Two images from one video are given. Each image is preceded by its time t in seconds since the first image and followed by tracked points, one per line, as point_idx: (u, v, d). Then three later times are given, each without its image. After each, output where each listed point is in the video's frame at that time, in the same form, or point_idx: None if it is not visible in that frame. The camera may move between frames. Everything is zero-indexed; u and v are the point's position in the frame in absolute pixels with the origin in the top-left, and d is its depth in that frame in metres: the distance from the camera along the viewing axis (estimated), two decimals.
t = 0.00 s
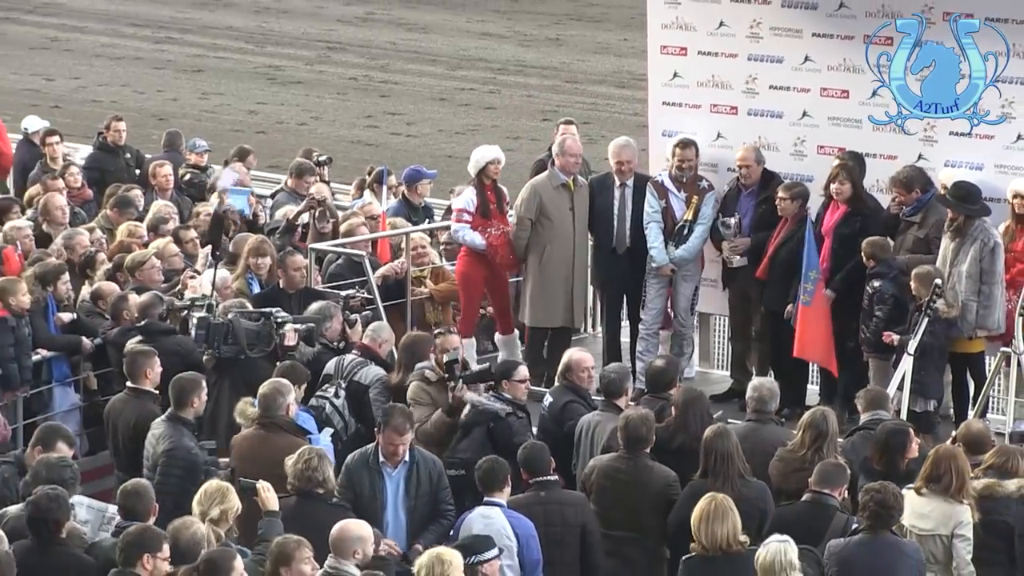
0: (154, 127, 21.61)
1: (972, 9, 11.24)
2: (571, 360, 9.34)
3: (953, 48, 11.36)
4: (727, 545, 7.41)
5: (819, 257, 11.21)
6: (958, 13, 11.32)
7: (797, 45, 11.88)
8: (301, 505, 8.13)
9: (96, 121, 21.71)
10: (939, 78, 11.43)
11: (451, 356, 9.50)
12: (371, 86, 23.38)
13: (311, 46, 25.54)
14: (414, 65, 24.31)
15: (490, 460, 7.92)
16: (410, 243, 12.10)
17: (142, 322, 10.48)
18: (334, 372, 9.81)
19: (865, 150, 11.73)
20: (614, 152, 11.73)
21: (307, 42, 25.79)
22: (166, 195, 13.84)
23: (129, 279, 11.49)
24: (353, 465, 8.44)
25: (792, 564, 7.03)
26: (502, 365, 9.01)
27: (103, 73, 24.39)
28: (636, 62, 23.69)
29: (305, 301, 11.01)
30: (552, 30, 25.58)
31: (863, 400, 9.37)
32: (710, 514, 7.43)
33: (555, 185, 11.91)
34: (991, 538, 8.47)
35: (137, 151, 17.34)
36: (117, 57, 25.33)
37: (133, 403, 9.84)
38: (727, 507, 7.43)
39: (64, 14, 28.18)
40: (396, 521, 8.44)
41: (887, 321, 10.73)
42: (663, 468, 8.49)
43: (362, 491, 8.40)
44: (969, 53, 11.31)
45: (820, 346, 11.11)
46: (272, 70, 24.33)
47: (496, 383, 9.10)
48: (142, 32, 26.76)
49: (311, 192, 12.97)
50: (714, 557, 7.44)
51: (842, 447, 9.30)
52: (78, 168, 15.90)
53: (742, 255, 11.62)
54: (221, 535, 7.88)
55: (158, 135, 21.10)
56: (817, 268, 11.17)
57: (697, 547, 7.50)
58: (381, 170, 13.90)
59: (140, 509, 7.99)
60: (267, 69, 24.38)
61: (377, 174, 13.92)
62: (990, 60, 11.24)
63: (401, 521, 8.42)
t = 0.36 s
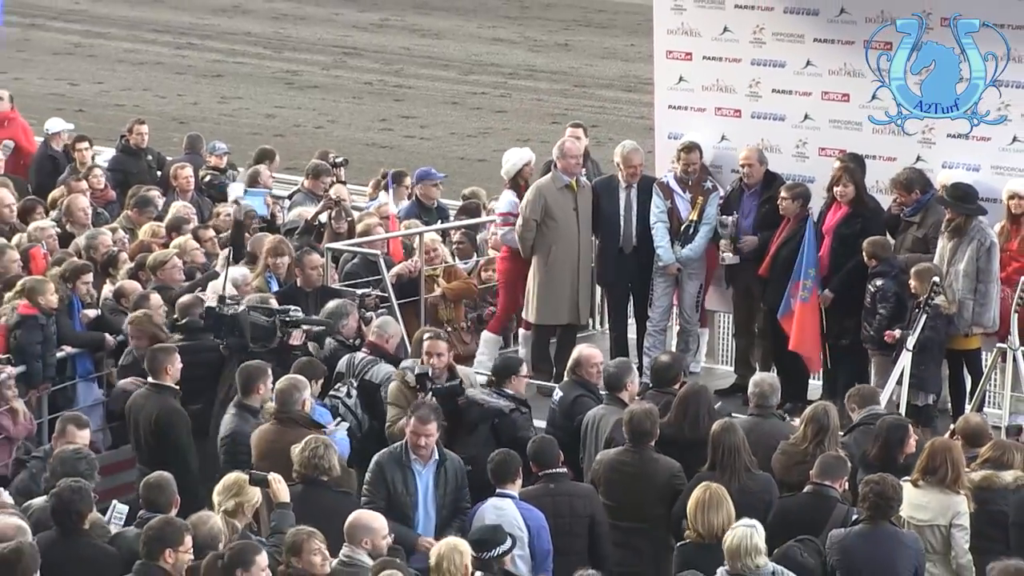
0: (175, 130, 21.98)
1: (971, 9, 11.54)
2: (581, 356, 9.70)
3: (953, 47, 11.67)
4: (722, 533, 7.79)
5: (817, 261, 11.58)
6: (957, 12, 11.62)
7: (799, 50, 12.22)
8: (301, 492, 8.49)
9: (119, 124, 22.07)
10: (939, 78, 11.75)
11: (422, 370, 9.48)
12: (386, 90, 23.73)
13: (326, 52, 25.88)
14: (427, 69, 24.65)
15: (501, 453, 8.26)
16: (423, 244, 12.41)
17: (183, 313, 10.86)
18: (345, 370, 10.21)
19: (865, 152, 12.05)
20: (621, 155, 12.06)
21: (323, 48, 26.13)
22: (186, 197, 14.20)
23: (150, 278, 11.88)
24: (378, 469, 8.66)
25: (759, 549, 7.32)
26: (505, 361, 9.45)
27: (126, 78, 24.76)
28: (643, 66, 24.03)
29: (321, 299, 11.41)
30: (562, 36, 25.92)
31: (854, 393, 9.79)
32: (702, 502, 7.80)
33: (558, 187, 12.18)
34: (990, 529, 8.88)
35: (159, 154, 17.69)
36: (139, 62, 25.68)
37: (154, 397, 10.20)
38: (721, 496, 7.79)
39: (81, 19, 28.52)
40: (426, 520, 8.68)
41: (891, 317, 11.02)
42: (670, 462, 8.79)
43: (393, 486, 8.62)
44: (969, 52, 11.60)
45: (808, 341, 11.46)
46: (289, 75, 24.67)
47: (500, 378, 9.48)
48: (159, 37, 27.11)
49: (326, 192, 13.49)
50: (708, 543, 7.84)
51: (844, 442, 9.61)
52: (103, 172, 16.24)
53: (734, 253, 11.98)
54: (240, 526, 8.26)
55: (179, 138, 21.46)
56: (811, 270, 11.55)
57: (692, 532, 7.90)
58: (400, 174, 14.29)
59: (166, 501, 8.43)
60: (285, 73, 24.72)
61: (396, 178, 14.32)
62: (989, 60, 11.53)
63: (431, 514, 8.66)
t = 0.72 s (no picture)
0: (193, 133, 22.32)
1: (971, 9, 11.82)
2: (591, 352, 9.97)
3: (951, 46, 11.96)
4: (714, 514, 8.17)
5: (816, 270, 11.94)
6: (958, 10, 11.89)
7: (799, 55, 12.57)
8: (309, 485, 8.80)
9: (138, 127, 22.42)
10: (939, 77, 12.07)
11: (422, 374, 9.92)
12: (397, 94, 24.08)
13: (340, 57, 26.23)
14: (438, 74, 25.00)
15: (509, 447, 8.58)
16: (434, 243, 12.73)
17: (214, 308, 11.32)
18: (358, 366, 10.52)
19: (862, 153, 12.40)
20: (623, 159, 12.36)
21: (337, 53, 26.48)
22: (204, 199, 14.55)
23: (169, 276, 12.23)
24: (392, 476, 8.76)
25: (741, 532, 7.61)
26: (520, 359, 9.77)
27: (145, 83, 25.12)
28: (648, 71, 24.39)
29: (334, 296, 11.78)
30: (569, 41, 26.28)
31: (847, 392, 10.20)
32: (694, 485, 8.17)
33: (563, 188, 12.56)
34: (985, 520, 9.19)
35: (178, 156, 18.02)
36: (158, 68, 26.02)
37: (173, 393, 10.53)
38: (711, 480, 8.15)
39: (99, 25, 28.87)
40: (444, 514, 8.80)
41: (889, 316, 11.38)
42: (673, 455, 9.11)
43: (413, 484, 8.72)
44: (969, 53, 11.89)
45: (802, 346, 11.94)
46: (304, 79, 25.02)
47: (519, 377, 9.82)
48: (176, 43, 27.46)
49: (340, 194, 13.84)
50: (700, 525, 8.19)
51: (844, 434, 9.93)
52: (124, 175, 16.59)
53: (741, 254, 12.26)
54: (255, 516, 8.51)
55: (197, 141, 21.81)
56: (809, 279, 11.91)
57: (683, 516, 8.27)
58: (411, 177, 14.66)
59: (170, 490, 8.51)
60: (299, 78, 25.07)
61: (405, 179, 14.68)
62: (989, 60, 11.83)
63: (449, 508, 8.80)
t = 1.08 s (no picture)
0: (210, 136, 22.70)
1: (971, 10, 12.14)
2: (600, 349, 10.28)
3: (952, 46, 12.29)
4: (685, 501, 8.46)
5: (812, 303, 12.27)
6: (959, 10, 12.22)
7: (799, 59, 12.91)
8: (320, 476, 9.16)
9: (157, 131, 22.80)
10: (939, 77, 12.39)
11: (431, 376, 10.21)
12: (409, 98, 24.44)
13: (353, 62, 26.60)
14: (448, 78, 25.35)
15: (517, 440, 8.89)
16: (446, 242, 13.06)
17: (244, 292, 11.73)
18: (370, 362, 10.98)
19: (861, 154, 12.75)
20: (629, 158, 12.70)
21: (350, 58, 26.84)
22: (221, 200, 14.90)
23: (189, 275, 12.61)
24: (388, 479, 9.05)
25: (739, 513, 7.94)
26: (532, 357, 10.06)
27: (164, 88, 25.50)
28: (653, 75, 24.76)
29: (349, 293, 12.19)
30: (575, 46, 26.63)
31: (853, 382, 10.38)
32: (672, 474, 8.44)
33: (569, 191, 12.84)
34: (976, 510, 9.35)
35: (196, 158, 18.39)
36: (177, 72, 26.39)
37: (190, 388, 10.90)
38: (686, 468, 8.42)
39: (119, 32, 29.22)
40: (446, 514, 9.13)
41: (885, 313, 11.72)
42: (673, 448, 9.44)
43: (409, 487, 9.03)
44: (969, 52, 12.23)
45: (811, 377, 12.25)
46: (318, 83, 25.37)
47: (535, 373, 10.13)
48: (194, 49, 27.81)
49: (353, 195, 14.22)
50: (673, 513, 8.51)
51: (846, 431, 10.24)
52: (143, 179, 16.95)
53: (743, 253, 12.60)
54: (270, 505, 8.76)
55: (214, 143, 22.18)
56: (807, 312, 12.23)
57: (658, 502, 8.56)
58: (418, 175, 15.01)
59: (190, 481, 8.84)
60: (314, 82, 25.43)
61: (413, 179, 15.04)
62: (989, 60, 12.16)
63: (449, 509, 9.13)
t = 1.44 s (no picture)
0: (229, 138, 23.07)
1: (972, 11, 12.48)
2: (610, 346, 10.65)
3: (953, 46, 12.64)
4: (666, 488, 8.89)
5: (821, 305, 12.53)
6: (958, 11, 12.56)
7: (800, 63, 13.28)
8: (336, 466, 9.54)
9: (177, 133, 23.18)
10: (939, 77, 12.73)
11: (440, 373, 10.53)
12: (422, 101, 24.80)
13: (367, 66, 26.97)
14: (460, 82, 25.71)
15: (527, 433, 9.24)
16: (458, 241, 13.46)
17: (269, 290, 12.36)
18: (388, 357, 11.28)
19: (861, 155, 13.12)
20: (638, 157, 13.07)
21: (365, 62, 27.21)
22: (239, 201, 15.25)
23: (209, 272, 13.02)
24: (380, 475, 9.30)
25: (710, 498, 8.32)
26: (537, 351, 10.35)
27: (184, 91, 25.87)
28: (659, 78, 25.13)
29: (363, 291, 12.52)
30: (584, 50, 27.01)
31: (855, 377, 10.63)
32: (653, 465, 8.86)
33: (578, 190, 13.23)
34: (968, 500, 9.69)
35: (213, 159, 18.74)
36: (196, 76, 26.75)
37: (210, 383, 11.26)
38: (668, 456, 8.85)
39: (140, 37, 29.56)
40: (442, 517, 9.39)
41: (886, 309, 12.02)
42: (676, 440, 9.75)
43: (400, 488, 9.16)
44: (970, 53, 12.55)
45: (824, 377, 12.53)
46: (334, 87, 25.73)
47: (541, 368, 10.43)
48: (212, 54, 28.14)
49: (367, 195, 14.57)
50: (657, 499, 8.94)
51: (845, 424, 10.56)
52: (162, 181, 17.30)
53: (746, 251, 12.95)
54: (287, 499, 9.07)
55: (233, 145, 22.55)
56: (819, 316, 12.49)
57: (642, 490, 9.00)
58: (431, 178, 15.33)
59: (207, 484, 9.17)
60: (330, 86, 25.79)
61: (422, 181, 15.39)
62: (989, 61, 12.48)
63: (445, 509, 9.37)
